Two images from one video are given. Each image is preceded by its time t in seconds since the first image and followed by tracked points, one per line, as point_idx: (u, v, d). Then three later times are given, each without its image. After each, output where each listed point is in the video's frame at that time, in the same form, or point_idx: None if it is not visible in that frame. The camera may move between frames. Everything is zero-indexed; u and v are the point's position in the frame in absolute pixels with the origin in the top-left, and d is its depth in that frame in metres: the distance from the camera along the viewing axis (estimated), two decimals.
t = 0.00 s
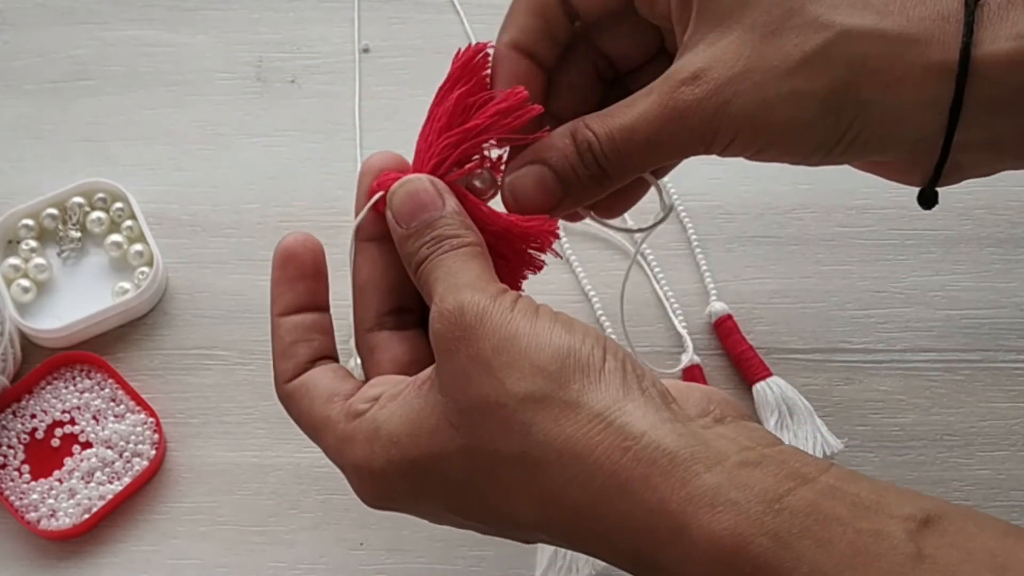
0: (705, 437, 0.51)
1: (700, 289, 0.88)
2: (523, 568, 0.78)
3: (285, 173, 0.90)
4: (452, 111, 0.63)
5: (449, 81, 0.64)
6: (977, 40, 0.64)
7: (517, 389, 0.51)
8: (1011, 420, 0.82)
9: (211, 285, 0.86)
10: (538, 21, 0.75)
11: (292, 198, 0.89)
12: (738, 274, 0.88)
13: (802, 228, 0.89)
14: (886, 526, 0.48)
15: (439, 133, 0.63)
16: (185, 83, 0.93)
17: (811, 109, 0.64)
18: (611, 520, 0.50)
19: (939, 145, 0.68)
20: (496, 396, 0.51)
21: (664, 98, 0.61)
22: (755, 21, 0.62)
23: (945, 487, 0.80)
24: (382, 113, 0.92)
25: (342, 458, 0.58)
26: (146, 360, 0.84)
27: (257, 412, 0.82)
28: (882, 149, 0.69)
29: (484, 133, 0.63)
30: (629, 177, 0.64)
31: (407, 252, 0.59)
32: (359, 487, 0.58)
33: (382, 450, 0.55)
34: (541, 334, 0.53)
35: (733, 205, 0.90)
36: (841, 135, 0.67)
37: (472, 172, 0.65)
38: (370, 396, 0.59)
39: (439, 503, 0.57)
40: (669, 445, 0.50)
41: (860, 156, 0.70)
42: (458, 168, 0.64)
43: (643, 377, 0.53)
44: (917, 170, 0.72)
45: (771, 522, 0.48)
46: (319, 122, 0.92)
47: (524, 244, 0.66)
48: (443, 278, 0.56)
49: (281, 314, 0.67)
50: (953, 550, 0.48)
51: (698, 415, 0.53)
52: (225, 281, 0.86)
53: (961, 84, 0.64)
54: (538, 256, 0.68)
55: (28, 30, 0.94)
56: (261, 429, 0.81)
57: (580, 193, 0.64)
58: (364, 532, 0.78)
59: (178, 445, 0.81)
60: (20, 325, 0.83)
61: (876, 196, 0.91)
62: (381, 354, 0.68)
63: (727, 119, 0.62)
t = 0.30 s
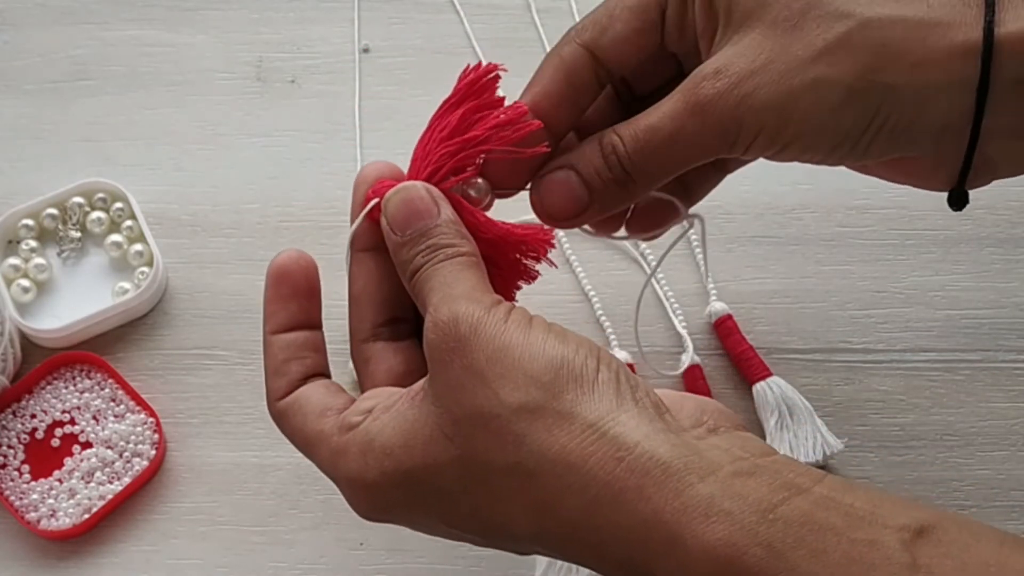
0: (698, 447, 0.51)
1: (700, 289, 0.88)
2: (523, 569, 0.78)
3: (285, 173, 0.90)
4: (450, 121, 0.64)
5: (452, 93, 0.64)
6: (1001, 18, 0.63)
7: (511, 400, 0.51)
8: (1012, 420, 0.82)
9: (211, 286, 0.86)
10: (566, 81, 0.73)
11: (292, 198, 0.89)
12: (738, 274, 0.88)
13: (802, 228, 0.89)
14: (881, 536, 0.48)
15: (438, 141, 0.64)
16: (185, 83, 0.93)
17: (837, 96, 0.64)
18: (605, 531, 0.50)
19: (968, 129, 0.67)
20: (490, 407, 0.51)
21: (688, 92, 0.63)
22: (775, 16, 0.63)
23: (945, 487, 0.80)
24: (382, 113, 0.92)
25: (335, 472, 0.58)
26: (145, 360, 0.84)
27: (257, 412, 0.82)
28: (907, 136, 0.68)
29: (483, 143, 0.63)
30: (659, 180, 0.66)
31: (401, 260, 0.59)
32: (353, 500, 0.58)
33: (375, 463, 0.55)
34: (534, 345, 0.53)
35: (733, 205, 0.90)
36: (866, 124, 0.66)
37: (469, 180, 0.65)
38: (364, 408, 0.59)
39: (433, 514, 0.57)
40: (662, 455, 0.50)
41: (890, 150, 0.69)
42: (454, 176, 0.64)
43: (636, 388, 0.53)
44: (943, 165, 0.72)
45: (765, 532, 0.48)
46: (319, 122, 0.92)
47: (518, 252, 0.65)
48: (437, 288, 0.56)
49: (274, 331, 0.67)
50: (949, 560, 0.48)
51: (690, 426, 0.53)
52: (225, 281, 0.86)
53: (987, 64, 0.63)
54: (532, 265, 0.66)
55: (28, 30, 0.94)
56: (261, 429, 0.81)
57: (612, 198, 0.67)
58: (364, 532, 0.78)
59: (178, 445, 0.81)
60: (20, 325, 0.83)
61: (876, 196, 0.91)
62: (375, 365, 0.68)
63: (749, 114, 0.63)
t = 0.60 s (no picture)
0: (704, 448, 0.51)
1: (700, 289, 0.87)
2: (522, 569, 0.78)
3: (285, 173, 0.90)
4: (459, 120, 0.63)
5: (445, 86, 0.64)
6: (960, 34, 0.62)
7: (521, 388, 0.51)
8: (1012, 420, 0.82)
9: (211, 286, 0.86)
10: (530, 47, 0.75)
11: (292, 198, 0.89)
12: (738, 274, 0.88)
13: (802, 227, 0.89)
14: (879, 543, 0.49)
15: (449, 142, 0.63)
16: (185, 83, 0.93)
17: (796, 109, 0.63)
18: (610, 524, 0.50)
19: (926, 146, 0.67)
20: (498, 392, 0.51)
21: (651, 97, 0.62)
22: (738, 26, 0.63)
23: (945, 487, 0.80)
24: (382, 113, 0.92)
25: (331, 461, 0.57)
26: (145, 360, 0.84)
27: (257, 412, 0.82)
28: (869, 151, 0.67)
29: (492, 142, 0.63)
30: (624, 185, 0.65)
31: (414, 263, 0.59)
32: (349, 490, 0.57)
33: (375, 448, 0.55)
34: (545, 336, 0.53)
35: (733, 205, 0.90)
36: (829, 138, 0.66)
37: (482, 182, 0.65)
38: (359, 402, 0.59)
39: (427, 507, 0.56)
40: (671, 448, 0.50)
41: (856, 161, 0.69)
42: (465, 179, 0.64)
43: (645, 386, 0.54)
44: (902, 178, 0.71)
45: (768, 528, 0.48)
46: (319, 121, 0.92)
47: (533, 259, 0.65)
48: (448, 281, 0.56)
49: (267, 361, 0.65)
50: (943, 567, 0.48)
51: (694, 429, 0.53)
52: (225, 281, 0.86)
53: (947, 81, 0.63)
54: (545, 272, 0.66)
55: (28, 30, 0.94)
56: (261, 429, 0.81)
57: (581, 198, 0.66)
58: (364, 532, 0.79)
59: (178, 445, 0.81)
60: (20, 325, 0.83)
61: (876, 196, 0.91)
62: (378, 368, 0.68)
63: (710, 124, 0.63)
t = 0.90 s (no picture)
0: (697, 460, 0.51)
1: (700, 289, 0.87)
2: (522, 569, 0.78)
3: (285, 173, 0.90)
4: (440, 128, 0.63)
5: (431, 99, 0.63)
6: (977, 14, 0.64)
7: (508, 413, 0.51)
8: (1012, 420, 0.82)
9: (211, 285, 0.86)
10: (526, 69, 0.73)
11: (293, 198, 0.89)
12: (738, 274, 0.88)
13: (802, 227, 0.89)
14: (875, 548, 0.49)
15: (432, 150, 0.63)
16: (185, 82, 0.93)
17: (815, 97, 0.64)
18: (603, 541, 0.50)
19: (946, 128, 0.68)
20: (488, 420, 0.51)
21: (663, 82, 0.62)
22: (750, 11, 0.63)
23: (945, 487, 0.80)
24: (382, 113, 0.92)
25: (333, 487, 0.57)
26: (145, 360, 0.84)
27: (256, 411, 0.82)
28: (885, 137, 0.68)
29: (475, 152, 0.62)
30: (630, 166, 0.65)
31: (398, 279, 0.59)
32: (351, 515, 0.58)
33: (373, 478, 0.55)
34: (532, 360, 0.53)
35: (733, 205, 0.90)
36: (845, 126, 0.67)
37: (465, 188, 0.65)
38: (357, 427, 0.59)
39: (429, 529, 0.56)
40: (661, 467, 0.50)
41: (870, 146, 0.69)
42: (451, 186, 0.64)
43: (635, 400, 0.53)
44: (918, 161, 0.72)
45: (762, 544, 0.48)
46: (319, 121, 0.92)
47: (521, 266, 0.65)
48: (434, 303, 0.56)
49: (259, 380, 0.65)
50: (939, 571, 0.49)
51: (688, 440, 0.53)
52: (226, 281, 0.86)
53: (966, 59, 0.64)
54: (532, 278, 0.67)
55: (28, 30, 0.94)
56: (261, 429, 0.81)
57: (584, 179, 0.66)
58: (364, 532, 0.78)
59: (178, 445, 0.81)
60: (20, 325, 0.83)
61: (876, 196, 0.91)
62: (371, 381, 0.68)
63: (724, 110, 0.63)
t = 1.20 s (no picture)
0: (693, 461, 0.51)
1: (700, 289, 0.87)
2: (523, 569, 0.78)
3: (285, 173, 0.90)
4: (457, 136, 0.63)
5: (456, 107, 0.62)
6: (1008, 35, 0.63)
7: (504, 416, 0.51)
8: (1012, 420, 0.82)
9: (211, 286, 0.86)
10: (556, 89, 0.71)
11: (293, 198, 0.89)
12: (738, 274, 0.88)
13: (802, 227, 0.89)
14: (874, 549, 0.49)
15: (442, 156, 0.63)
16: (185, 82, 0.93)
17: (839, 106, 0.64)
18: (600, 543, 0.50)
19: (971, 149, 0.67)
20: (484, 423, 0.51)
21: (690, 80, 0.63)
22: (780, 17, 0.63)
23: (945, 487, 0.80)
24: (382, 113, 0.92)
25: (333, 486, 0.58)
26: (145, 360, 0.84)
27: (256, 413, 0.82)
28: (907, 149, 0.68)
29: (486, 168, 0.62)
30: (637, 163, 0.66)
31: (392, 281, 0.60)
32: (352, 514, 0.58)
33: (372, 478, 0.55)
34: (527, 362, 0.53)
35: (734, 205, 0.90)
36: (866, 135, 0.67)
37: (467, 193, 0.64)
38: (358, 426, 0.59)
39: (429, 530, 0.57)
40: (656, 469, 0.50)
41: (891, 160, 0.69)
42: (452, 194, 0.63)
43: (632, 400, 0.53)
44: (944, 181, 0.71)
45: (759, 545, 0.48)
46: (319, 121, 0.92)
47: (515, 268, 0.65)
48: (433, 305, 0.56)
49: (264, 371, 0.65)
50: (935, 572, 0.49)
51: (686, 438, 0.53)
52: (226, 281, 0.86)
53: (994, 84, 0.63)
54: (526, 280, 0.66)
55: (28, 30, 0.94)
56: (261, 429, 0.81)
57: (587, 174, 0.67)
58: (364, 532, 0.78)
59: (178, 445, 0.81)
60: (21, 325, 0.83)
61: (876, 196, 0.91)
62: (371, 379, 0.68)
63: (745, 114, 0.63)
